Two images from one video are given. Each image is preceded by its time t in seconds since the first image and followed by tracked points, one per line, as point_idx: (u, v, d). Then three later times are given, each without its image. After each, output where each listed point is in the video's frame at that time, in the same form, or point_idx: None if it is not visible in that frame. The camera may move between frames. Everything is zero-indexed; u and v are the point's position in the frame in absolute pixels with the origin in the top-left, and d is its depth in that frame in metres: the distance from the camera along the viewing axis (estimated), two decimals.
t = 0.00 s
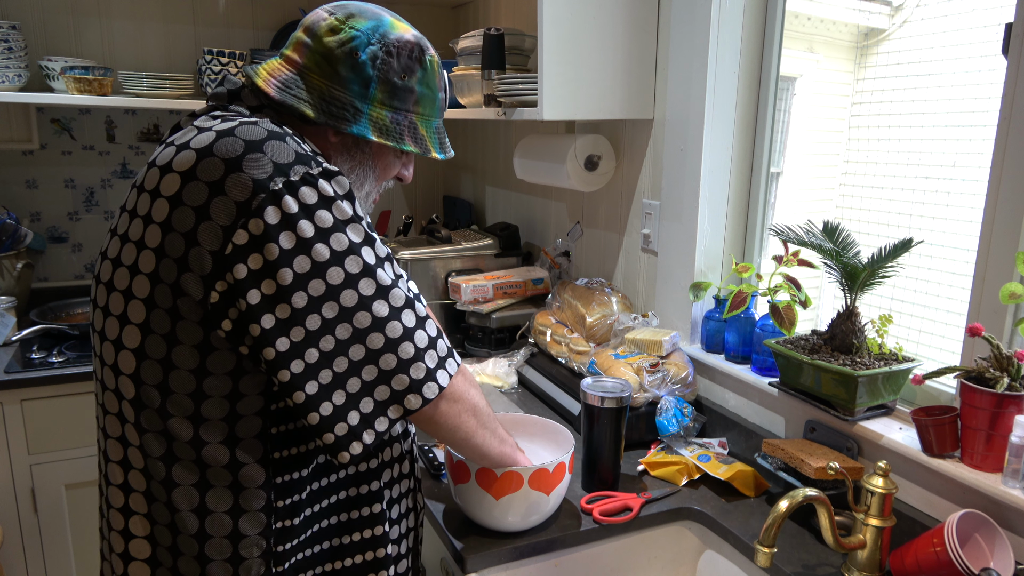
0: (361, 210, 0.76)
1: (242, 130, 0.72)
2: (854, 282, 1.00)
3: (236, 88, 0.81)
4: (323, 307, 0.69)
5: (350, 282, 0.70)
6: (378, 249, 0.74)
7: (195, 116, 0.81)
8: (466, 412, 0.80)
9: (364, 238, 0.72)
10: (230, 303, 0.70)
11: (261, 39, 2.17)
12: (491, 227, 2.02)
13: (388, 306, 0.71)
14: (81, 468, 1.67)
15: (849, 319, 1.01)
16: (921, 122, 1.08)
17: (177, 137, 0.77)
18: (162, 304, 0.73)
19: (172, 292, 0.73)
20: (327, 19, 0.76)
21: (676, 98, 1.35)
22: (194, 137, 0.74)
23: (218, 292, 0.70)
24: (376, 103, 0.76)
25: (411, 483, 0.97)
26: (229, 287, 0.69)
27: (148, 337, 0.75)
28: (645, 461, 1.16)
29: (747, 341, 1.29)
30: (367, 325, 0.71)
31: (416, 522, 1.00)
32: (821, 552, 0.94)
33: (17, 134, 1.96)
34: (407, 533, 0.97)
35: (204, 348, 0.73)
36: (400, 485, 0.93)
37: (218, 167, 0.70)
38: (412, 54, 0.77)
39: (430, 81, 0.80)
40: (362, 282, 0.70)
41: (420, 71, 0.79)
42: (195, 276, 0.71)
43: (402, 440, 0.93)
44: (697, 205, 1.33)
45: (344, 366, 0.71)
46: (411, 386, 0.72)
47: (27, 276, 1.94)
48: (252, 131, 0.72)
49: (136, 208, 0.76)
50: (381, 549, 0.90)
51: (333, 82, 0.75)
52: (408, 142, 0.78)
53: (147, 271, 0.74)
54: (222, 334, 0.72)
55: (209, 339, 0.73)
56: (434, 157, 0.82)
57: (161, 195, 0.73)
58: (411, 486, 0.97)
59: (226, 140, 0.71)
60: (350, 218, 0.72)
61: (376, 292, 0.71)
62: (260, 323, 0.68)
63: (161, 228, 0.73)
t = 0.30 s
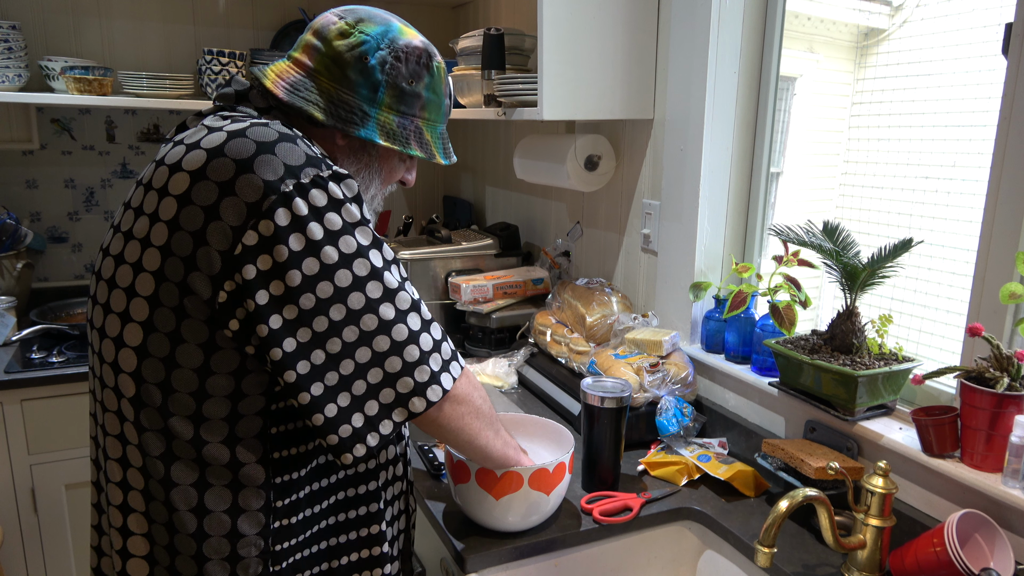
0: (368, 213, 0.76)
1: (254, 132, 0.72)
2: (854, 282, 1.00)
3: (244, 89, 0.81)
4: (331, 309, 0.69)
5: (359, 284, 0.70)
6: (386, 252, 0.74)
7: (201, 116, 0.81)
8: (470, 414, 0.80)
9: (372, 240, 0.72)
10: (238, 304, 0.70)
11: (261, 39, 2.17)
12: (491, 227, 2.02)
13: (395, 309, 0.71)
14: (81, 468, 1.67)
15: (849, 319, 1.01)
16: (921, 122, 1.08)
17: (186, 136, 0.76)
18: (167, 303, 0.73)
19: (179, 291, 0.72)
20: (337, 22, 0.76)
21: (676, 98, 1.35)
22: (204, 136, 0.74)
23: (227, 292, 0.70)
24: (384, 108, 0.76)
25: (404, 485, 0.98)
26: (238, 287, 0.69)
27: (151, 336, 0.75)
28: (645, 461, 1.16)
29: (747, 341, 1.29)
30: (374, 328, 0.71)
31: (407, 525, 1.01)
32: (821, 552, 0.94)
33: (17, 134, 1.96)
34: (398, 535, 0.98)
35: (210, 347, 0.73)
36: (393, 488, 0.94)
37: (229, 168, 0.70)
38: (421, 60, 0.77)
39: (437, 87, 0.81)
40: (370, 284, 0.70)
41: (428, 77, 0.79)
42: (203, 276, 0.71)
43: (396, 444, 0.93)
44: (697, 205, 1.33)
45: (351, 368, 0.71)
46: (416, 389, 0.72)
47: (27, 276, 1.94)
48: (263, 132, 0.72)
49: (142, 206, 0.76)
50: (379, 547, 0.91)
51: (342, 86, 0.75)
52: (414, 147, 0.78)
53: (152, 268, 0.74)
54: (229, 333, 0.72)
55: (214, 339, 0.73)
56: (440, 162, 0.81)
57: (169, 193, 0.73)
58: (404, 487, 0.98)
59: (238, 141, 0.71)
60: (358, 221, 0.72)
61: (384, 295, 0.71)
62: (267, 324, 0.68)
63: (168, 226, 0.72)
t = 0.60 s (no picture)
0: (360, 218, 0.75)
1: (242, 136, 0.71)
2: (854, 282, 1.00)
3: (237, 92, 0.82)
4: (317, 317, 0.69)
5: (345, 291, 0.69)
6: (376, 258, 0.73)
7: (195, 118, 0.81)
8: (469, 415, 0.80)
9: (361, 247, 0.72)
10: (223, 310, 0.70)
11: (261, 39, 2.17)
12: (491, 227, 2.02)
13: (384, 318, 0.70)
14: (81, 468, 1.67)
15: (849, 319, 1.01)
16: (921, 122, 1.08)
17: (175, 141, 0.77)
18: (156, 309, 0.73)
19: (167, 297, 0.73)
20: (328, 23, 0.75)
21: (676, 98, 1.35)
22: (192, 141, 0.74)
23: (212, 298, 0.70)
24: (377, 108, 0.76)
25: (405, 490, 0.98)
26: (223, 294, 0.69)
27: (142, 342, 0.75)
28: (645, 461, 1.16)
29: (747, 341, 1.29)
30: (361, 336, 0.70)
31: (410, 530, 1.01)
32: (821, 553, 0.94)
33: (17, 134, 1.96)
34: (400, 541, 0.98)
35: (198, 355, 0.73)
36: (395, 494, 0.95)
37: (215, 172, 0.70)
38: (412, 60, 0.77)
39: (430, 86, 0.81)
40: (357, 292, 0.70)
41: (420, 77, 0.79)
42: (189, 281, 0.71)
43: (397, 449, 0.95)
44: (697, 205, 1.33)
45: (337, 378, 0.70)
46: (405, 399, 0.72)
47: (27, 276, 1.94)
48: (251, 137, 0.71)
49: (131, 212, 0.76)
50: (380, 554, 0.92)
51: (334, 87, 0.75)
52: (408, 147, 0.78)
53: (141, 275, 0.74)
54: (216, 340, 0.72)
55: (203, 346, 0.73)
56: (434, 162, 0.82)
57: (158, 199, 0.73)
58: (405, 493, 0.98)
59: (225, 146, 0.71)
60: (347, 226, 0.71)
61: (372, 303, 0.70)
62: (251, 331, 0.68)
63: (156, 232, 0.73)
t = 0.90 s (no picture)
0: (357, 214, 0.74)
1: (233, 133, 0.72)
2: (854, 282, 1.00)
3: (235, 92, 0.81)
4: (309, 316, 0.68)
5: (338, 289, 0.69)
6: (373, 255, 0.72)
7: (193, 118, 0.81)
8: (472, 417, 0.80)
9: (355, 244, 0.71)
10: (217, 310, 0.70)
11: (261, 39, 2.17)
12: (491, 227, 2.02)
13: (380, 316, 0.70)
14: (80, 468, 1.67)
15: (849, 319, 1.01)
16: (921, 122, 1.08)
17: (169, 141, 0.77)
18: (153, 310, 0.73)
19: (162, 298, 0.73)
20: (327, 20, 0.76)
21: (675, 98, 1.35)
22: (186, 140, 0.74)
23: (205, 298, 0.70)
24: (377, 105, 0.76)
25: (410, 489, 0.99)
26: (215, 294, 0.70)
27: (140, 344, 0.75)
28: (645, 461, 1.16)
29: (747, 341, 1.29)
30: (356, 336, 0.70)
31: (415, 529, 1.01)
32: (821, 553, 0.94)
33: (17, 134, 1.96)
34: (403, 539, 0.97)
35: (196, 357, 0.73)
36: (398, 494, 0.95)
37: (206, 170, 0.70)
38: (412, 55, 0.77)
39: (430, 82, 0.81)
40: (351, 289, 0.69)
41: (420, 72, 0.79)
42: (183, 281, 0.71)
43: (402, 449, 0.95)
44: (697, 205, 1.33)
45: (334, 379, 0.69)
46: (406, 400, 0.71)
47: (27, 276, 1.94)
48: (241, 133, 0.72)
49: (128, 213, 0.76)
50: (383, 557, 0.91)
51: (334, 85, 0.75)
52: (410, 144, 0.78)
53: (139, 276, 0.74)
54: (211, 340, 0.72)
55: (200, 347, 0.73)
56: (436, 159, 0.82)
57: (152, 199, 0.73)
58: (410, 493, 0.99)
59: (215, 143, 0.71)
60: (340, 222, 0.70)
61: (367, 301, 0.70)
62: (244, 331, 0.68)
63: (152, 232, 0.73)
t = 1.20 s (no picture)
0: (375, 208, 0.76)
1: (259, 128, 0.72)
2: (854, 282, 1.00)
3: (244, 87, 0.81)
4: (339, 307, 0.69)
5: (366, 281, 0.70)
6: (392, 249, 0.74)
7: (201, 114, 0.82)
8: (473, 415, 0.81)
9: (379, 238, 0.72)
10: (245, 302, 0.70)
11: (261, 39, 2.17)
12: (491, 227, 2.02)
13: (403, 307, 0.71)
14: (80, 468, 1.67)
15: (849, 319, 1.01)
16: (921, 122, 1.08)
17: (189, 134, 0.76)
18: (175, 302, 0.73)
19: (187, 290, 0.72)
20: (335, 19, 0.75)
21: (676, 97, 1.35)
22: (208, 134, 0.74)
23: (234, 291, 0.70)
24: (385, 105, 0.76)
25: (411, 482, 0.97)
26: (244, 287, 0.69)
27: (159, 336, 0.74)
28: (645, 461, 1.16)
29: (747, 341, 1.29)
30: (381, 326, 0.71)
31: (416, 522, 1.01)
32: (821, 553, 0.94)
33: (18, 134, 1.96)
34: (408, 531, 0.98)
35: (220, 346, 0.73)
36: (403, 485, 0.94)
37: (234, 164, 0.70)
38: (420, 55, 0.77)
39: (437, 82, 0.81)
40: (377, 282, 0.71)
41: (428, 72, 0.79)
42: (210, 274, 0.71)
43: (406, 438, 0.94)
44: (697, 205, 1.33)
45: (358, 368, 0.71)
46: (422, 387, 0.73)
47: (27, 276, 1.94)
48: (268, 129, 0.72)
49: (147, 206, 0.76)
50: (389, 548, 0.90)
51: (342, 83, 0.75)
52: (416, 143, 0.78)
53: (159, 268, 0.73)
54: (238, 332, 0.72)
55: (223, 337, 0.73)
56: (442, 159, 0.82)
57: (175, 192, 0.72)
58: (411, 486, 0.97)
59: (243, 138, 0.71)
60: (365, 217, 0.72)
61: (391, 292, 0.71)
62: (275, 323, 0.68)
63: (174, 225, 0.72)
